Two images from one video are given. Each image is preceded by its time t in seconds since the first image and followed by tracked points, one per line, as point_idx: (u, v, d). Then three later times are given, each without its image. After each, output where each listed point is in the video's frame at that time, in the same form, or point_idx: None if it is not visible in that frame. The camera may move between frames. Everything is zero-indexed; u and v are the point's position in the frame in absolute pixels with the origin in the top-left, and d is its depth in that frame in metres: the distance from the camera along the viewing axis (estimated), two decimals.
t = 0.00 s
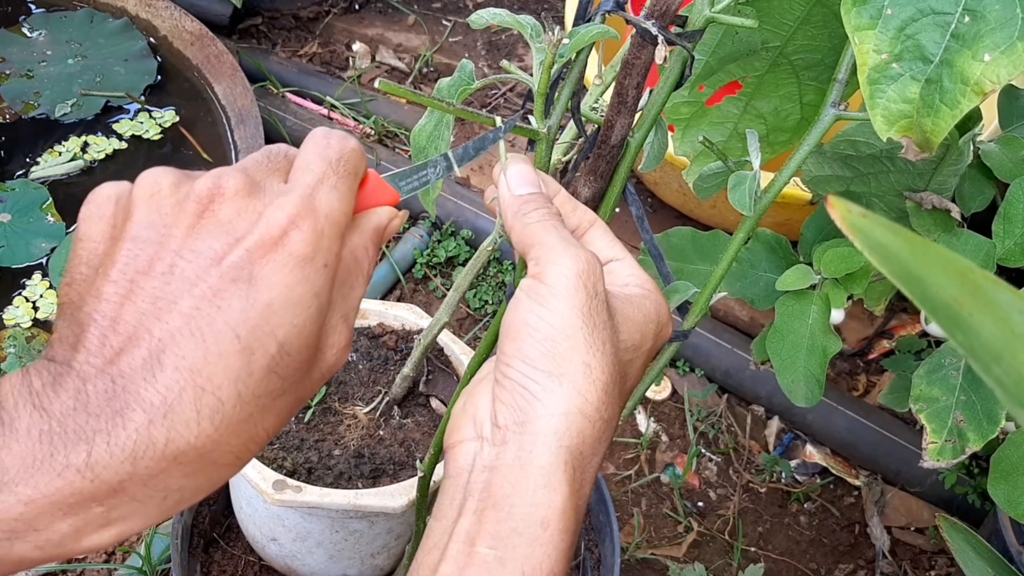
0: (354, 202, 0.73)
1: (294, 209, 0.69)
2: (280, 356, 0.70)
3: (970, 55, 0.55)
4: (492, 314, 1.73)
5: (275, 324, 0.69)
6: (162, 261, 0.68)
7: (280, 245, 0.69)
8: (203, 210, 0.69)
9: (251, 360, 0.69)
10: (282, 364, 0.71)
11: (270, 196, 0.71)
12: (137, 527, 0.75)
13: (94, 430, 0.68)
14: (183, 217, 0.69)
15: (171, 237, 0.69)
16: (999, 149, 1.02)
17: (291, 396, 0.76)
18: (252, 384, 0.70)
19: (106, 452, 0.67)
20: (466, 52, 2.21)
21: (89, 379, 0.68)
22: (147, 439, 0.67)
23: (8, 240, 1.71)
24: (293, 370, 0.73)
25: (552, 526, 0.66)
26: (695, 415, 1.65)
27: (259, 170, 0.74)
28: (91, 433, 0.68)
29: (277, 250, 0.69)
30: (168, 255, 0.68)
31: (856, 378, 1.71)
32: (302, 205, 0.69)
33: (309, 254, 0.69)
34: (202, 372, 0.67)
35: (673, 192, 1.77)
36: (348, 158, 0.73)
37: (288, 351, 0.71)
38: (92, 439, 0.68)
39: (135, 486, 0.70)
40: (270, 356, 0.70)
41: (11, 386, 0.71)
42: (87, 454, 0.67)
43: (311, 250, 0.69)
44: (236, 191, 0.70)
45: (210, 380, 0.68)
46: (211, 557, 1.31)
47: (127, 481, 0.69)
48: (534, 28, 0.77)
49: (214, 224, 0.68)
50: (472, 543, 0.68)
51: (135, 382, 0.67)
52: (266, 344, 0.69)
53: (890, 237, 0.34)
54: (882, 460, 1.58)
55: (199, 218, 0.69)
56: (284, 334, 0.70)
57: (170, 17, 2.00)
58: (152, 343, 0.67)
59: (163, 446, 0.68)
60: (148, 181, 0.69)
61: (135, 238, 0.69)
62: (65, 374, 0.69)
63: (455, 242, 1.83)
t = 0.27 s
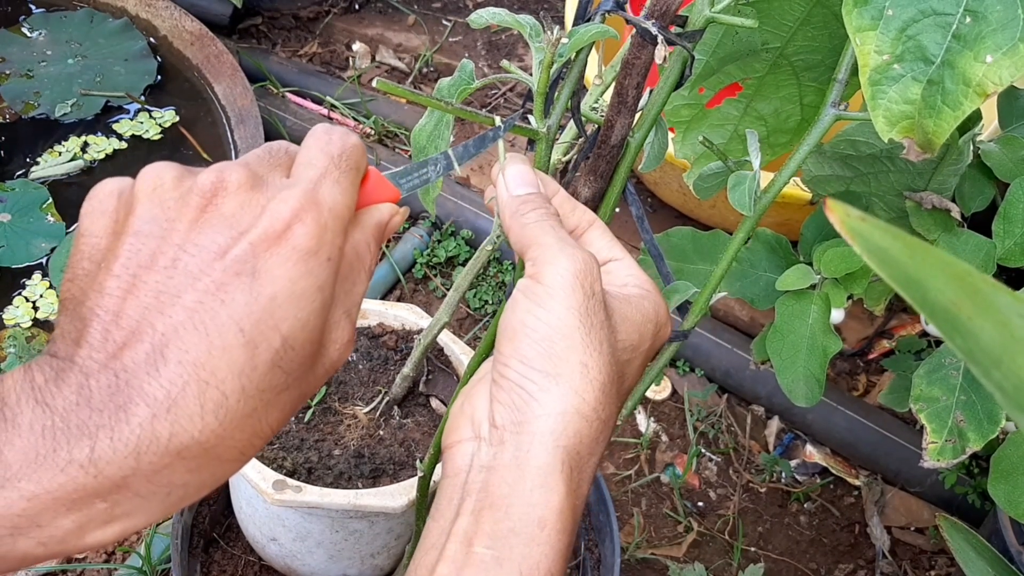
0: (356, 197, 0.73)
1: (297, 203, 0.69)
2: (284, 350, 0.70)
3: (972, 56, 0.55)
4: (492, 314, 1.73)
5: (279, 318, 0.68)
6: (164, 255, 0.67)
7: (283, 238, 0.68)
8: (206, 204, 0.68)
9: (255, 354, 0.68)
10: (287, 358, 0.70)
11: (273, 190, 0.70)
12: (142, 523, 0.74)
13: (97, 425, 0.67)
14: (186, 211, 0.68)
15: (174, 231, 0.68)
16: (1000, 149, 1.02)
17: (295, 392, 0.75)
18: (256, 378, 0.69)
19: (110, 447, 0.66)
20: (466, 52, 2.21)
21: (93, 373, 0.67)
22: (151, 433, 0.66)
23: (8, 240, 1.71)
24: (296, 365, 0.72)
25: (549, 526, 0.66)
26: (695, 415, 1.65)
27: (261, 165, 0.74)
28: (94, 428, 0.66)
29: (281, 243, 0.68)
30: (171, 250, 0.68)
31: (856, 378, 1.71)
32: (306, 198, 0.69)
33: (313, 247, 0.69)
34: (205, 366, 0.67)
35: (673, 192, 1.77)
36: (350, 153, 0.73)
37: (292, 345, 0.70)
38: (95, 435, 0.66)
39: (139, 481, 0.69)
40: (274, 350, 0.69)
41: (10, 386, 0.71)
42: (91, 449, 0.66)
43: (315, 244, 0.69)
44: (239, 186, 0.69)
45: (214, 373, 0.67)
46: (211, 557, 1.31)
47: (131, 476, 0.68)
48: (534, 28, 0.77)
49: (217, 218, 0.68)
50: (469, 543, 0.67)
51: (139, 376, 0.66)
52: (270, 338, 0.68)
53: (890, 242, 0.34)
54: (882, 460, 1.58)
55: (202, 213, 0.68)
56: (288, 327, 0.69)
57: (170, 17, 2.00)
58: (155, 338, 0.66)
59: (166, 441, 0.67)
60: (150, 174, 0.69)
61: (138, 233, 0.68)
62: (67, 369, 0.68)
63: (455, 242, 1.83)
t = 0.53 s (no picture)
0: (361, 193, 0.74)
1: (305, 196, 0.68)
2: (291, 345, 0.69)
3: (972, 56, 0.55)
4: (492, 314, 1.73)
5: (286, 313, 0.68)
6: (170, 250, 0.67)
7: (291, 233, 0.68)
8: (212, 199, 0.68)
9: (262, 350, 0.68)
10: (294, 354, 0.70)
11: (279, 185, 0.70)
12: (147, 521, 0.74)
13: (102, 422, 0.66)
14: (192, 206, 0.68)
15: (180, 226, 0.67)
16: (999, 149, 1.02)
17: (301, 387, 0.75)
18: (263, 373, 0.69)
19: (116, 444, 0.66)
20: (466, 52, 2.21)
21: (98, 370, 0.66)
22: (158, 430, 0.66)
23: (8, 240, 1.71)
24: (303, 360, 0.72)
25: (547, 526, 0.66)
26: (695, 415, 1.65)
27: (267, 160, 0.74)
28: (100, 425, 0.66)
29: (288, 238, 0.68)
30: (178, 245, 0.67)
31: (856, 378, 1.71)
32: (313, 193, 0.69)
33: (321, 242, 0.69)
34: (213, 362, 0.66)
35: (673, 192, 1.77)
36: (355, 150, 0.73)
37: (299, 340, 0.70)
38: (101, 432, 0.66)
39: (145, 478, 0.69)
40: (281, 345, 0.69)
41: (11, 384, 0.70)
42: (97, 445, 0.66)
43: (322, 239, 0.69)
44: (245, 181, 0.69)
45: (221, 369, 0.67)
46: (211, 557, 1.31)
47: (137, 473, 0.68)
48: (534, 28, 0.77)
49: (223, 213, 0.68)
50: (466, 543, 0.67)
51: (145, 372, 0.66)
52: (277, 333, 0.68)
53: (891, 238, 0.34)
54: (882, 460, 1.58)
55: (208, 208, 0.68)
56: (295, 323, 0.69)
57: (170, 17, 2.00)
58: (162, 333, 0.66)
59: (173, 438, 0.67)
60: (155, 169, 0.68)
61: (143, 228, 0.67)
62: (72, 365, 0.67)
63: (455, 242, 1.83)
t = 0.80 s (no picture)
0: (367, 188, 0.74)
1: (312, 191, 0.69)
2: (299, 340, 0.69)
3: (974, 57, 0.55)
4: (492, 314, 1.73)
5: (293, 307, 0.67)
6: (176, 244, 0.66)
7: (299, 227, 0.68)
8: (218, 192, 0.68)
9: (270, 344, 0.67)
10: (301, 349, 0.70)
11: (285, 180, 0.70)
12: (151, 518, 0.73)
13: (107, 417, 0.66)
14: (198, 200, 0.68)
15: (186, 221, 0.67)
16: (1000, 149, 1.02)
17: (308, 384, 0.74)
18: (270, 368, 0.68)
19: (121, 439, 0.65)
20: (466, 53, 2.21)
21: (103, 365, 0.66)
22: (164, 425, 0.66)
23: (8, 240, 1.71)
24: (310, 356, 0.71)
25: (546, 527, 0.66)
26: (695, 415, 1.65)
27: (271, 156, 0.74)
28: (105, 420, 0.65)
29: (295, 232, 0.68)
30: (183, 239, 0.67)
31: (856, 378, 1.71)
32: (320, 187, 0.69)
33: (329, 236, 0.69)
34: (220, 356, 0.66)
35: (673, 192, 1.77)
36: (361, 145, 0.74)
37: (306, 335, 0.69)
38: (106, 428, 0.65)
39: (151, 475, 0.68)
40: (288, 340, 0.68)
41: (11, 383, 0.71)
42: (102, 441, 0.65)
43: (330, 232, 0.69)
44: (251, 174, 0.69)
45: (228, 363, 0.66)
46: (211, 557, 1.31)
47: (143, 469, 0.67)
48: (534, 28, 0.77)
49: (229, 206, 0.68)
50: (466, 544, 0.67)
51: (150, 368, 0.65)
52: (284, 328, 0.68)
53: (889, 242, 0.34)
54: (882, 460, 1.58)
55: (214, 201, 0.68)
56: (302, 317, 0.68)
57: (170, 17, 2.00)
58: (167, 328, 0.65)
59: (180, 433, 0.66)
60: (161, 163, 0.68)
61: (148, 223, 0.67)
62: (76, 360, 0.67)
63: (455, 242, 1.83)
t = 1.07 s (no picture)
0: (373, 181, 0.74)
1: (319, 182, 0.69)
2: (306, 332, 0.69)
3: (976, 58, 0.55)
4: (492, 314, 1.73)
5: (301, 299, 0.68)
6: (182, 236, 0.67)
7: (306, 218, 0.68)
8: (225, 184, 0.68)
9: (278, 336, 0.68)
10: (308, 341, 0.70)
11: (292, 172, 0.70)
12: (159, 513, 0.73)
13: (115, 409, 0.65)
14: (204, 193, 0.68)
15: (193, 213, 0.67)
16: (1000, 149, 1.02)
17: (315, 377, 0.74)
18: (278, 360, 0.68)
19: (129, 431, 0.65)
20: (466, 52, 2.21)
21: (110, 358, 0.66)
22: (172, 418, 0.65)
23: (8, 240, 1.71)
24: (317, 349, 0.71)
25: (546, 528, 0.66)
26: (695, 415, 1.65)
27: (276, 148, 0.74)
28: (112, 412, 0.65)
29: (303, 224, 0.68)
30: (190, 231, 0.67)
31: (856, 378, 1.71)
32: (327, 179, 0.69)
33: (336, 227, 0.69)
34: (228, 348, 0.66)
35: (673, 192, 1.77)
36: (366, 139, 0.74)
37: (314, 327, 0.69)
38: (114, 420, 0.65)
39: (159, 468, 0.68)
40: (296, 332, 0.68)
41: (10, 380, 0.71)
42: (109, 434, 0.65)
43: (337, 223, 0.69)
44: (258, 167, 0.69)
45: (237, 355, 0.66)
46: (211, 557, 1.31)
47: (150, 462, 0.67)
48: (534, 29, 0.77)
49: (236, 198, 0.68)
50: (465, 545, 0.67)
51: (158, 359, 0.65)
52: (293, 319, 0.68)
53: (889, 240, 0.34)
54: (882, 460, 1.58)
55: (220, 193, 0.68)
56: (310, 309, 0.68)
57: (170, 17, 2.00)
58: (175, 320, 0.65)
59: (187, 426, 0.66)
60: (166, 156, 0.69)
61: (154, 215, 0.67)
62: (82, 354, 0.66)
63: (455, 242, 1.83)
